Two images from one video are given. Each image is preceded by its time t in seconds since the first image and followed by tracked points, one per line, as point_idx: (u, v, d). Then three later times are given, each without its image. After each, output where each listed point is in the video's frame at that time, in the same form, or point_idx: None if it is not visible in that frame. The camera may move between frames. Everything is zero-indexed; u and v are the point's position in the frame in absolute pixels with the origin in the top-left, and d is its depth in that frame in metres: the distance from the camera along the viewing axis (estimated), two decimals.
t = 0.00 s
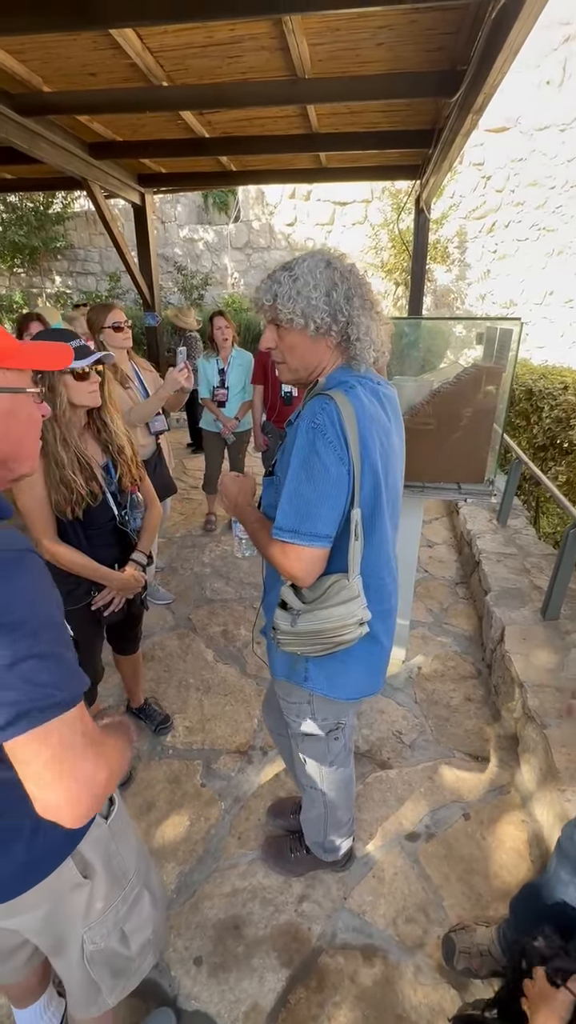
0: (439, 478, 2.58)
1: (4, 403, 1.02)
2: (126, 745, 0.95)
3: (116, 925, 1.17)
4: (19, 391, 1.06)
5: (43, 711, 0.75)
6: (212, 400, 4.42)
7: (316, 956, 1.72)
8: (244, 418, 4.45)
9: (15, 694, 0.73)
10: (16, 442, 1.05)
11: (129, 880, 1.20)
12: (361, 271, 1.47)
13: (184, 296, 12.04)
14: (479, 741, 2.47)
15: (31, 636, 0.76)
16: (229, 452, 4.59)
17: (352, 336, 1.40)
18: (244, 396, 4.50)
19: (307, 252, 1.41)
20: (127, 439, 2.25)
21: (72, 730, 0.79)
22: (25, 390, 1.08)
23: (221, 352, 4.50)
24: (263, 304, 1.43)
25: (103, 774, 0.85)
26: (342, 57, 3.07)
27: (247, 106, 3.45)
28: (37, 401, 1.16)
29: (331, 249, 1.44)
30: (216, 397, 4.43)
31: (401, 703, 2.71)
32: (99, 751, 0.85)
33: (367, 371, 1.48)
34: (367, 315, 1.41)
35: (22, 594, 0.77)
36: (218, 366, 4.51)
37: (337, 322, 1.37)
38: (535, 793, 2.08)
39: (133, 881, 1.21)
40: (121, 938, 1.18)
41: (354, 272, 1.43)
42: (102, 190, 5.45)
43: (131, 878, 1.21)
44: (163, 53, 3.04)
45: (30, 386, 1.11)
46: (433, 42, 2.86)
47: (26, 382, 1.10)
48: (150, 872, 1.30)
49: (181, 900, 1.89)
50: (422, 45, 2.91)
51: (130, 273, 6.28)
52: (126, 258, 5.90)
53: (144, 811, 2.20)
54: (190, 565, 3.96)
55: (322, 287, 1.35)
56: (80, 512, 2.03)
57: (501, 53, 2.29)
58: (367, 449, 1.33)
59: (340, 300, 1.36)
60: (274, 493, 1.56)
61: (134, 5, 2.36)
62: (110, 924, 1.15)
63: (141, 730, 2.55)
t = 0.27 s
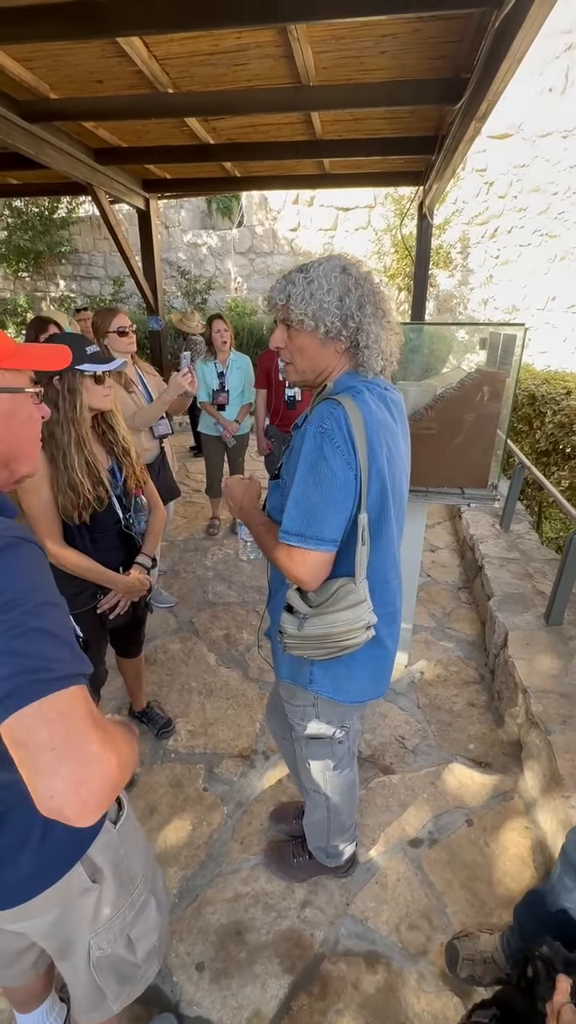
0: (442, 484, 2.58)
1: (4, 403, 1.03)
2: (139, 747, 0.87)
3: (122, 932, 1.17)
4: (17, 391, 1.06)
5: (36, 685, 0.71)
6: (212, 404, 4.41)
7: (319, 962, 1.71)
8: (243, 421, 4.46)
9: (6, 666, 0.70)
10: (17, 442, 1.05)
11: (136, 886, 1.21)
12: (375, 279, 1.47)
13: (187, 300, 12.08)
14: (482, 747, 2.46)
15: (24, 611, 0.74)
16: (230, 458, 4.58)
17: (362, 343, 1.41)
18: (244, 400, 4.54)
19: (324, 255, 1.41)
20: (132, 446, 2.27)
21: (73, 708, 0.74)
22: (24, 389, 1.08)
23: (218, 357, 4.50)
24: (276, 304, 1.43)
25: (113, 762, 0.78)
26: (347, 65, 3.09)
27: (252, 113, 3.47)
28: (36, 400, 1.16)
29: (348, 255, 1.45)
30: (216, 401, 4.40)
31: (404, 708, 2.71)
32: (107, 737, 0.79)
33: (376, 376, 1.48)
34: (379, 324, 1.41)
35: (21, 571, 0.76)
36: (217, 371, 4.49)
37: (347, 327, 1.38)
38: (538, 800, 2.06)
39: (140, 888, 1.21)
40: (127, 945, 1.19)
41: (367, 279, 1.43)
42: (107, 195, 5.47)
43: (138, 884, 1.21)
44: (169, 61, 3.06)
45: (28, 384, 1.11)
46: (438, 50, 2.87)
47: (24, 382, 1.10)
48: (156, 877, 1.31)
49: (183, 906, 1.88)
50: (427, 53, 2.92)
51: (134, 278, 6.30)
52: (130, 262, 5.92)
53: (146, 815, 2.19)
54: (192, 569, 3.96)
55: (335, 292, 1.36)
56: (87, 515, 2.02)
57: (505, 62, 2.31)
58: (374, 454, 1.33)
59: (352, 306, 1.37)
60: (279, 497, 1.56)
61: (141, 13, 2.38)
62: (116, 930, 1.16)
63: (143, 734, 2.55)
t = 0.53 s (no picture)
0: (445, 487, 2.58)
1: (8, 402, 1.03)
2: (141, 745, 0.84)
3: (129, 935, 1.17)
4: (20, 390, 1.06)
5: (31, 663, 0.70)
6: (209, 406, 4.41)
7: (320, 967, 1.70)
8: (242, 424, 4.51)
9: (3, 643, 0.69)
10: (23, 441, 1.06)
11: (144, 889, 1.20)
12: (382, 285, 1.48)
13: (190, 304, 12.12)
14: (484, 751, 2.46)
15: (25, 593, 0.74)
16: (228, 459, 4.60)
17: (366, 348, 1.41)
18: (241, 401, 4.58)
19: (332, 261, 1.42)
20: (137, 449, 2.28)
21: (70, 690, 0.72)
22: (28, 388, 1.08)
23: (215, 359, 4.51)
24: (283, 306, 1.44)
25: (113, 750, 0.75)
26: (351, 72, 3.11)
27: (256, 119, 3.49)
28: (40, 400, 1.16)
29: (357, 261, 1.46)
30: (214, 403, 4.41)
31: (406, 711, 2.70)
32: (107, 725, 0.77)
33: (381, 381, 1.49)
34: (384, 330, 1.42)
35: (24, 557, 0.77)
36: (215, 372, 4.47)
37: (352, 331, 1.39)
38: (540, 805, 2.06)
39: (147, 891, 1.21)
40: (132, 948, 1.18)
41: (374, 285, 1.44)
42: (112, 200, 5.50)
43: (145, 887, 1.20)
44: (174, 68, 3.08)
45: (33, 384, 1.12)
46: (442, 58, 2.89)
47: (29, 382, 1.10)
48: (162, 879, 1.30)
49: (185, 908, 1.88)
50: (430, 61, 2.93)
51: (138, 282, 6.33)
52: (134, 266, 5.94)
53: (148, 818, 2.19)
54: (195, 571, 3.97)
55: (342, 297, 1.37)
56: (93, 517, 2.03)
57: (508, 70, 2.32)
58: (378, 457, 1.34)
59: (358, 312, 1.38)
60: (283, 499, 1.57)
61: (147, 21, 2.40)
62: (123, 932, 1.16)
63: (145, 737, 2.55)
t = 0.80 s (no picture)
0: (443, 490, 2.58)
1: (9, 401, 1.04)
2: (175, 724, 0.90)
3: (126, 936, 1.16)
4: (22, 390, 1.06)
5: (91, 654, 0.75)
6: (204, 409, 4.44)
7: (315, 971, 1.69)
8: (236, 425, 4.57)
9: (60, 641, 0.75)
10: (25, 441, 1.06)
11: (140, 890, 1.20)
12: (380, 290, 1.48)
13: (191, 307, 12.14)
14: (481, 755, 2.45)
15: (67, 590, 0.78)
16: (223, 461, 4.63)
17: (362, 352, 1.41)
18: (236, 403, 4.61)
19: (332, 264, 1.43)
20: (134, 450, 2.29)
21: (125, 675, 0.78)
22: (30, 388, 1.08)
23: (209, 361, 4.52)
24: (281, 306, 1.45)
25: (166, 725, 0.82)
26: (351, 77, 3.12)
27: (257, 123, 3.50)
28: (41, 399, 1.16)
29: (356, 266, 1.46)
30: (210, 406, 4.44)
31: (403, 715, 2.70)
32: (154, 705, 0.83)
33: (376, 384, 1.49)
34: (380, 334, 1.42)
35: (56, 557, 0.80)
36: (209, 376, 4.50)
37: (347, 334, 1.39)
38: (537, 810, 2.05)
39: (144, 891, 1.21)
40: (129, 950, 1.18)
41: (372, 289, 1.44)
42: (113, 203, 5.53)
43: (142, 889, 1.20)
44: (176, 72, 3.10)
45: (34, 384, 1.12)
46: (441, 64, 2.91)
47: (30, 381, 1.10)
48: (160, 882, 1.30)
49: (179, 911, 1.87)
50: (430, 66, 2.95)
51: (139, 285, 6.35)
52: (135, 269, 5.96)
53: (143, 820, 2.19)
54: (193, 573, 3.97)
55: (339, 300, 1.37)
56: (92, 517, 2.03)
57: (507, 77, 2.34)
58: (371, 459, 1.34)
59: (354, 315, 1.38)
60: (278, 500, 1.57)
61: (149, 26, 2.41)
62: (120, 933, 1.15)
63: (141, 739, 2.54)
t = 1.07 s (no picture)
0: (439, 493, 2.58)
1: (14, 403, 1.04)
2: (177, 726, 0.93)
3: (118, 934, 1.16)
4: (27, 391, 1.07)
5: (106, 654, 0.78)
6: (200, 413, 4.47)
7: (307, 974, 1.69)
8: (231, 428, 4.61)
9: (76, 642, 0.77)
10: (29, 443, 1.07)
11: (134, 887, 1.21)
12: (374, 295, 1.49)
13: (191, 310, 12.17)
14: (476, 759, 2.45)
15: (81, 592, 0.80)
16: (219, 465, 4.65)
17: (354, 356, 1.42)
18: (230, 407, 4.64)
19: (325, 269, 1.45)
20: (131, 451, 2.30)
21: (138, 673, 0.81)
22: (34, 390, 1.09)
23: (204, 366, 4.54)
24: (275, 309, 1.46)
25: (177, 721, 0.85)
26: (350, 84, 3.14)
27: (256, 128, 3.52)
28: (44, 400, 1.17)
29: (349, 271, 1.48)
30: (205, 411, 4.47)
31: (399, 718, 2.70)
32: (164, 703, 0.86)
33: (370, 387, 1.50)
34: (372, 339, 1.43)
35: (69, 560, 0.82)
36: (204, 380, 4.55)
37: (340, 338, 1.40)
38: (531, 813, 2.05)
39: (136, 889, 1.21)
40: (121, 947, 1.18)
41: (365, 294, 1.45)
42: (114, 206, 5.55)
43: (134, 885, 1.21)
44: (176, 78, 3.11)
45: (38, 385, 1.12)
46: (440, 71, 2.92)
47: (34, 383, 1.11)
48: (152, 879, 1.30)
49: (172, 913, 1.87)
50: (428, 73, 2.96)
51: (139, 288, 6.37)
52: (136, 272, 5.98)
53: (137, 822, 2.19)
54: (190, 576, 3.97)
55: (332, 303, 1.38)
56: (88, 518, 2.04)
57: (503, 85, 2.36)
58: (363, 462, 1.35)
59: (346, 319, 1.39)
60: (270, 502, 1.57)
61: (150, 33, 2.43)
62: (113, 932, 1.15)
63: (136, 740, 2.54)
